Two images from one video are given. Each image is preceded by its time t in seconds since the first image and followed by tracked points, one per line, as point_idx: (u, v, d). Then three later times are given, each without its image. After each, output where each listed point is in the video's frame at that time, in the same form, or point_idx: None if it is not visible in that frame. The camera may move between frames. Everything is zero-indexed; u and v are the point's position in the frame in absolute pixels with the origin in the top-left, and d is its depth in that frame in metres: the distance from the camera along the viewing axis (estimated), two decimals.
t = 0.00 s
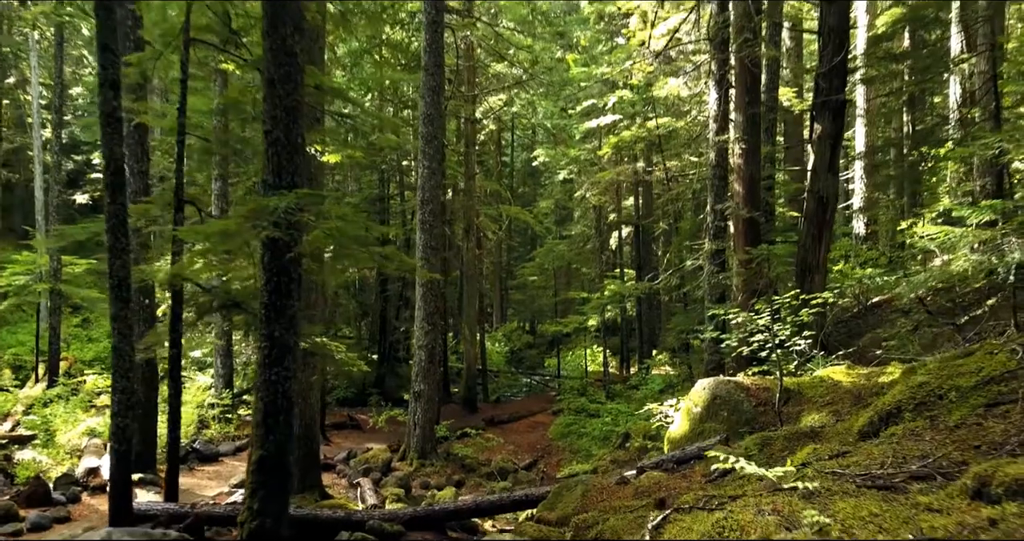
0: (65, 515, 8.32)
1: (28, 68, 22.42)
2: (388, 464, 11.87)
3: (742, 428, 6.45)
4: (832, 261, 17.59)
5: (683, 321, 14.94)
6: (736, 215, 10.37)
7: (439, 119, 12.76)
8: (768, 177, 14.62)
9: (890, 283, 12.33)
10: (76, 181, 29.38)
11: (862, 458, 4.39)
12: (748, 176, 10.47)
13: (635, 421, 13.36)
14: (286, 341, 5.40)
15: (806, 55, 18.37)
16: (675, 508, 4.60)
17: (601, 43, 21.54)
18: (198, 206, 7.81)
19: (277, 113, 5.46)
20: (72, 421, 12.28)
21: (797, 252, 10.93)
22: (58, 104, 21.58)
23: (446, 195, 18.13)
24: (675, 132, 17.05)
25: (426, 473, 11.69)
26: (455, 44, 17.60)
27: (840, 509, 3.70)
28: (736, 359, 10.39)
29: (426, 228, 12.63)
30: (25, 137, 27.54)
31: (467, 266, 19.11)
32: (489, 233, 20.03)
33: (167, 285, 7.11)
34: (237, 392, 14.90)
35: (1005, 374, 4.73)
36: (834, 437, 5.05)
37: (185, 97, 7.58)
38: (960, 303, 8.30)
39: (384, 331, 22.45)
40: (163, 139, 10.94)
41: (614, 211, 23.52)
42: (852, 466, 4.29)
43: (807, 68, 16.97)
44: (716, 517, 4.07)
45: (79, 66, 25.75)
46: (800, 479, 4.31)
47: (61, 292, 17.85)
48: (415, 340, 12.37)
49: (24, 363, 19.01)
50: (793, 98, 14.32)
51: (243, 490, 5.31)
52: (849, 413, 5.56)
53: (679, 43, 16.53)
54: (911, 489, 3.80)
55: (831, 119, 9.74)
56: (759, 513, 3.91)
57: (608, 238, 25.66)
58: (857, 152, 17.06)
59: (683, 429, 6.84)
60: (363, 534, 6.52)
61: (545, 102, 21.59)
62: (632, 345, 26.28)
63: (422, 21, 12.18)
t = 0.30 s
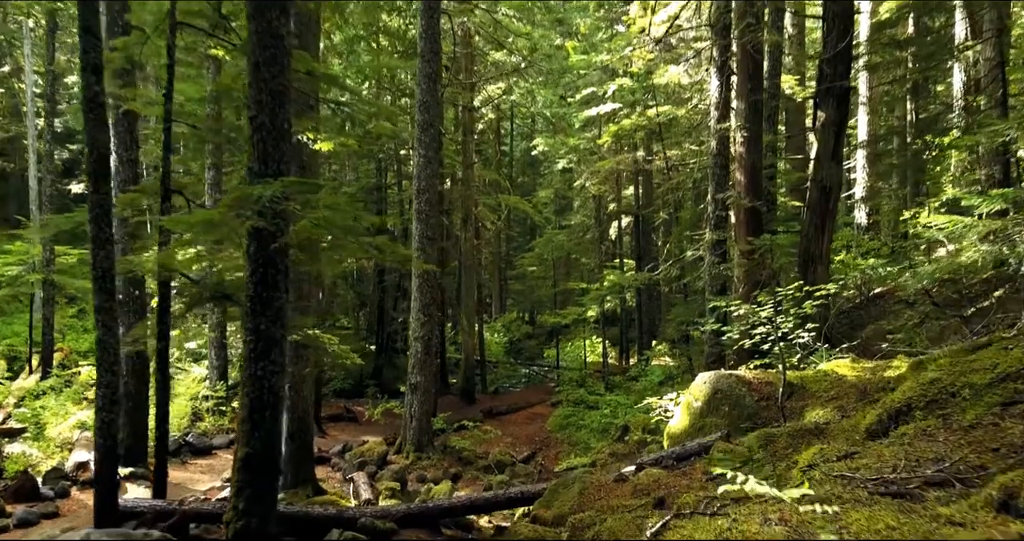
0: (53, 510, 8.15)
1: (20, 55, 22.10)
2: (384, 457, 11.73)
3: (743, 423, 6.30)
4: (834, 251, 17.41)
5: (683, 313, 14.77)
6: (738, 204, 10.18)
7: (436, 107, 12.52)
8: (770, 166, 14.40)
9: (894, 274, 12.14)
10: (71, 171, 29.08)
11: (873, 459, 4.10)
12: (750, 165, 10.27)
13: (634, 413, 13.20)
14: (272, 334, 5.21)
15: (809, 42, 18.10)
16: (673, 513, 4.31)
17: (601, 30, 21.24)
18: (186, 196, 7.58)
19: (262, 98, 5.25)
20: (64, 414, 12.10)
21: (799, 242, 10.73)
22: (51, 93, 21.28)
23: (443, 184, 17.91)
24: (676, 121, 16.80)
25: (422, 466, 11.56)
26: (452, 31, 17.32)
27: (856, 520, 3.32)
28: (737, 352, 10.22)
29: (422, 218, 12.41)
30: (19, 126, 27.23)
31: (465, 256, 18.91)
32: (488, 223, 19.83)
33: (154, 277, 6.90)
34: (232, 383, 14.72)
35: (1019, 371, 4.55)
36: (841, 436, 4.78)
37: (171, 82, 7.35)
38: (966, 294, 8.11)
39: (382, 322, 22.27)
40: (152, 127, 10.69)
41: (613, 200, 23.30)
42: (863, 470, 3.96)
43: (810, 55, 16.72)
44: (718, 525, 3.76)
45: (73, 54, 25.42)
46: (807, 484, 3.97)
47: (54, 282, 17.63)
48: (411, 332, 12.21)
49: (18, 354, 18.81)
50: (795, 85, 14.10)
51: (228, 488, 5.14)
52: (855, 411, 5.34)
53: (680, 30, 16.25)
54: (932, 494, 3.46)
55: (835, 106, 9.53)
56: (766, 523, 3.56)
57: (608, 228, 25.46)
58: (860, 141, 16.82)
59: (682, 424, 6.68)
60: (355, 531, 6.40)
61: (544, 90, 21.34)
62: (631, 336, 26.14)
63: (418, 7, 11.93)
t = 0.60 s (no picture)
0: (41, 506, 7.98)
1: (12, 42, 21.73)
2: (380, 451, 11.58)
3: (745, 419, 6.14)
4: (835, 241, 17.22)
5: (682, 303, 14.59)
6: (740, 193, 9.99)
7: (432, 95, 12.30)
8: (772, 155, 14.18)
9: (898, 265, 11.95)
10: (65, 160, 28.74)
11: (885, 461, 3.86)
12: (753, 154, 10.08)
13: (633, 405, 13.06)
14: (258, 329, 5.03)
15: (812, 29, 17.82)
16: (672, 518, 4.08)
17: (601, 17, 20.93)
18: (173, 185, 7.36)
19: (246, 83, 5.03)
20: (54, 406, 11.92)
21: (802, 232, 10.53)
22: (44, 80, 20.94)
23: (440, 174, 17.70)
24: (677, 109, 16.53)
25: (419, 460, 11.42)
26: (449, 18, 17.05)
27: (870, 527, 3.05)
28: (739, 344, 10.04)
29: (418, 208, 12.19)
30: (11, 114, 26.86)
31: (463, 246, 18.72)
32: (486, 213, 19.63)
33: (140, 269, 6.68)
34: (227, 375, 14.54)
35: None
36: (849, 435, 4.56)
37: (157, 68, 7.10)
38: (973, 286, 7.94)
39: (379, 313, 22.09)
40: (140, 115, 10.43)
41: (612, 190, 23.08)
42: (875, 474, 3.72)
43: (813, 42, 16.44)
44: (720, 535, 3.51)
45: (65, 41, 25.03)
46: (816, 489, 3.73)
47: (47, 273, 17.39)
48: (408, 323, 12.05)
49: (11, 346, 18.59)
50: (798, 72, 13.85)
51: (212, 488, 4.97)
52: (861, 408, 5.15)
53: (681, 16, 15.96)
54: (951, 498, 3.21)
55: (840, 93, 9.33)
56: (771, 531, 3.34)
57: (607, 218, 25.26)
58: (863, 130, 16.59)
59: (683, 419, 6.53)
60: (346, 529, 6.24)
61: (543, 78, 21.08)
62: (631, 327, 26.02)
63: None
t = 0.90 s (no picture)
0: (27, 501, 7.81)
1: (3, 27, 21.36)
2: (375, 443, 11.41)
3: (748, 414, 5.96)
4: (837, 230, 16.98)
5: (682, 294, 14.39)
6: (742, 181, 9.76)
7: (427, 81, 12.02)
8: (775, 142, 13.91)
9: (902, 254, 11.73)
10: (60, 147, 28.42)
11: (900, 467, 3.64)
12: (755, 141, 9.84)
13: (632, 397, 12.86)
14: (240, 323, 4.82)
15: (815, 13, 17.49)
16: (672, 523, 3.87)
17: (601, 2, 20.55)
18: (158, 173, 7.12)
19: (225, 65, 4.78)
20: (44, 398, 11.74)
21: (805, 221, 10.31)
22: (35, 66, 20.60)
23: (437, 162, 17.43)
24: (678, 95, 16.23)
25: (415, 452, 11.25)
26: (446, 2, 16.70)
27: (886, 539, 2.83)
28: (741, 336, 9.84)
29: (414, 197, 11.93)
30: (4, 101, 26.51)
31: (461, 236, 18.49)
32: (484, 202, 19.36)
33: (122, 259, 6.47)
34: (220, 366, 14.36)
35: None
36: (858, 435, 4.35)
37: (138, 51, 6.84)
38: (981, 277, 7.73)
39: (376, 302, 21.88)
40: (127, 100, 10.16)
41: (612, 178, 22.79)
42: (890, 481, 3.49)
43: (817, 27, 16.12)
44: None
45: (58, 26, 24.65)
46: (826, 496, 3.52)
47: (39, 263, 17.16)
48: (403, 314, 11.85)
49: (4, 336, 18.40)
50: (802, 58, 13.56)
51: (193, 488, 4.77)
52: (870, 405, 4.95)
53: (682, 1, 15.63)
54: (975, 512, 2.98)
55: (845, 78, 9.08)
56: None
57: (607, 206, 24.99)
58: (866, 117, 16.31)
59: (683, 414, 6.34)
60: (336, 528, 6.06)
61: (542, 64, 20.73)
62: (630, 316, 25.82)
63: None
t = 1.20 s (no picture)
0: (12, 497, 7.65)
1: None
2: (370, 437, 11.25)
3: (750, 411, 5.79)
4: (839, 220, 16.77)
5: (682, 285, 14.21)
6: (744, 171, 9.56)
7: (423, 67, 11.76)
8: (777, 131, 13.67)
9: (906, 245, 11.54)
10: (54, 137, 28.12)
11: (915, 474, 3.46)
12: (758, 130, 9.63)
13: (632, 390, 12.70)
14: (222, 318, 4.62)
15: None
16: (672, 530, 3.71)
17: None
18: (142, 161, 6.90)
19: (205, 48, 4.57)
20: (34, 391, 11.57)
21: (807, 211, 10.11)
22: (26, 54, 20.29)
23: (435, 151, 17.20)
24: (678, 83, 15.96)
25: (411, 446, 11.11)
26: None
27: None
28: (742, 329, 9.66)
29: (409, 186, 11.69)
30: None
31: (459, 226, 18.29)
32: (483, 192, 19.14)
33: (105, 251, 6.27)
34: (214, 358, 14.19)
35: None
36: (867, 437, 4.16)
37: (121, 35, 6.61)
38: (990, 269, 7.54)
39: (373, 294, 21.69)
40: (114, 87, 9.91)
41: (612, 168, 22.54)
42: (905, 491, 3.32)
43: (821, 13, 15.83)
44: None
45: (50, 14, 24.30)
46: (836, 506, 3.35)
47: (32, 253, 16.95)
48: (399, 306, 11.69)
49: None
50: (805, 45, 13.29)
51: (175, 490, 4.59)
52: (878, 404, 4.76)
53: None
54: (999, 528, 2.80)
55: (849, 65, 8.86)
56: None
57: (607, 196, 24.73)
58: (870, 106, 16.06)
59: (683, 410, 6.17)
60: (326, 527, 5.90)
61: (541, 52, 20.43)
62: (631, 307, 25.66)
63: None
